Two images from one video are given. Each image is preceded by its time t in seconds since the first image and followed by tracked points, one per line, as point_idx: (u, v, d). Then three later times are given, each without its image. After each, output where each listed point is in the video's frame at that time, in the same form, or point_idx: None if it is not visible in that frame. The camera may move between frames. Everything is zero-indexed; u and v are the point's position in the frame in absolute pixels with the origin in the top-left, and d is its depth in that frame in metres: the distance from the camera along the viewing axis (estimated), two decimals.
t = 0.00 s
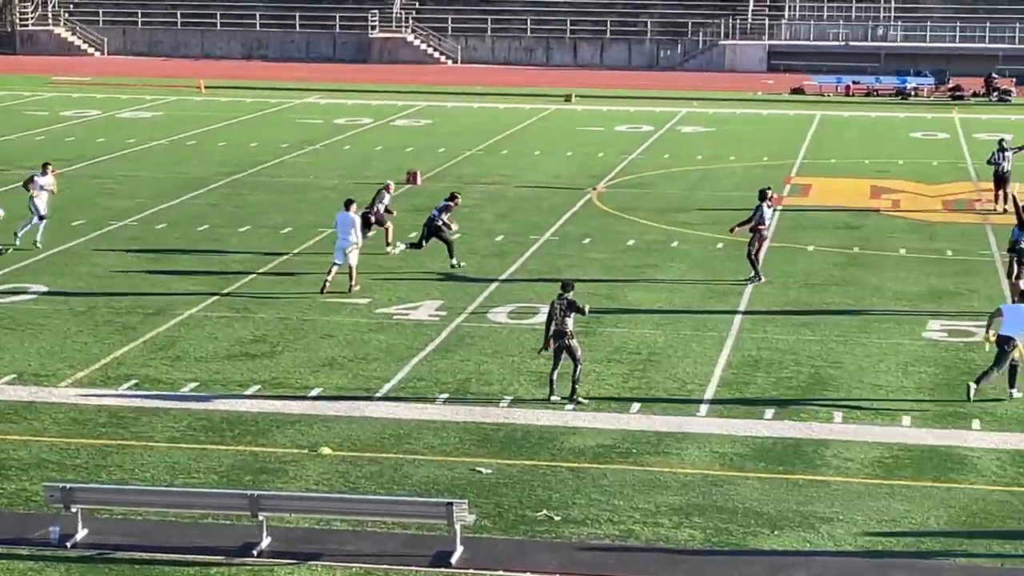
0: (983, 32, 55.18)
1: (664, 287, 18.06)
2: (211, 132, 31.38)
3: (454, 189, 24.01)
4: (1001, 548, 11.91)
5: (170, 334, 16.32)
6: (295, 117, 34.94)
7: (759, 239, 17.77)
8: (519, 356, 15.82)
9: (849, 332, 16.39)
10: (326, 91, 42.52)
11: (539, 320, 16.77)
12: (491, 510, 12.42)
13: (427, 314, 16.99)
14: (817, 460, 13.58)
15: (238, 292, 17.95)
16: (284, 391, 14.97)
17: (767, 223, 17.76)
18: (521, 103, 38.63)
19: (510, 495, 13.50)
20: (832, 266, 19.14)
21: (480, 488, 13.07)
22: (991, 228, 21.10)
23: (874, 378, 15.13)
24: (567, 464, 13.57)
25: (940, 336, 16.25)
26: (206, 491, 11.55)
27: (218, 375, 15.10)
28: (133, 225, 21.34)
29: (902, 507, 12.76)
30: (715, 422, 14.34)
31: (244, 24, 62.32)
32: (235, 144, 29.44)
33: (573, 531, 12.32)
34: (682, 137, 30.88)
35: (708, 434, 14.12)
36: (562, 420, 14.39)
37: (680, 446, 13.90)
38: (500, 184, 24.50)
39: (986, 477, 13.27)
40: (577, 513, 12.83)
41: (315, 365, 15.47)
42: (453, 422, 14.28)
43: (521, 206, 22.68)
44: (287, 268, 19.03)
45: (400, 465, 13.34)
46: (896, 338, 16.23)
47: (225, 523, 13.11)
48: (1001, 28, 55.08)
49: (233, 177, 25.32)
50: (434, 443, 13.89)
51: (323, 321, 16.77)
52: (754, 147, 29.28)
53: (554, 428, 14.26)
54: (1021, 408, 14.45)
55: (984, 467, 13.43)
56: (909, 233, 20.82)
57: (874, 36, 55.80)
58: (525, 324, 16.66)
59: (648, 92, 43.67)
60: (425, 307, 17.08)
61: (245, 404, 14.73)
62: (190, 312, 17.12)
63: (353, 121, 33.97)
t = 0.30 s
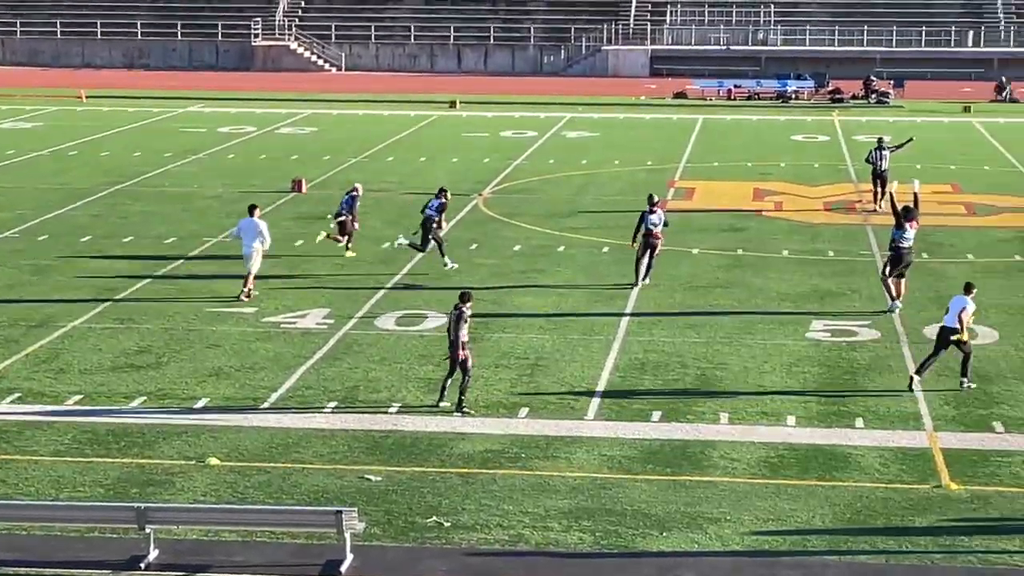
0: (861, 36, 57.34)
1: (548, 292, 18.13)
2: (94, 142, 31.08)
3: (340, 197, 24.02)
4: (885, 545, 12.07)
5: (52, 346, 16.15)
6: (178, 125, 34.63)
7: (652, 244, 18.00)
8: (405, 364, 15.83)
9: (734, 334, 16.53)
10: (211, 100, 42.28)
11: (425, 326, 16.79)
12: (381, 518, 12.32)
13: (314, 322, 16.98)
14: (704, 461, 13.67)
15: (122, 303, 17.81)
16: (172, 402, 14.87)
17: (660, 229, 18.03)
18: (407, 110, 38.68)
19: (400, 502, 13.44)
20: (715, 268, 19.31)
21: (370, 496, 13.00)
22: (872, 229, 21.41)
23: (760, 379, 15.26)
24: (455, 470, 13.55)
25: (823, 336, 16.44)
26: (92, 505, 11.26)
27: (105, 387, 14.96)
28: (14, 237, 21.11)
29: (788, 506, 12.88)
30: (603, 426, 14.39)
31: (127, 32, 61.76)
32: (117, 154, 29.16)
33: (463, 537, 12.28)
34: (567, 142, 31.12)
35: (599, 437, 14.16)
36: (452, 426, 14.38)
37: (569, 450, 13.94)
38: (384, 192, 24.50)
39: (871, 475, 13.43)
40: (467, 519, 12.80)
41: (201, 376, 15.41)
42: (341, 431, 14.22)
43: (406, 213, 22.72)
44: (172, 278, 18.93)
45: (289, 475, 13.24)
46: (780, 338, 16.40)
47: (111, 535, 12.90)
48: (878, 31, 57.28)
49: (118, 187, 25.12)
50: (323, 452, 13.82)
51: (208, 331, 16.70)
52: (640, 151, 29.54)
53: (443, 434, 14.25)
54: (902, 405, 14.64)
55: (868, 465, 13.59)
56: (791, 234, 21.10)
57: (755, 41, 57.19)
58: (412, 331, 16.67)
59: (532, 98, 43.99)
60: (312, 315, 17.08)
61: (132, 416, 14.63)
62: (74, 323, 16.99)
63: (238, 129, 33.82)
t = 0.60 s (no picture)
0: (746, 37, 60.06)
1: (438, 296, 18.10)
2: None
3: (228, 204, 23.89)
4: (778, 542, 12.16)
5: None
6: (63, 134, 34.28)
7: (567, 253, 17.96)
8: (297, 371, 15.76)
9: (625, 335, 16.58)
10: (95, 108, 42.01)
11: (315, 333, 16.73)
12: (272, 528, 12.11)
13: (203, 331, 16.87)
14: (597, 463, 13.68)
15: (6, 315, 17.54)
16: (61, 414, 14.70)
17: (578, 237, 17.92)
18: (295, 115, 38.76)
19: (294, 511, 13.29)
20: (606, 271, 19.35)
21: (263, 505, 12.84)
22: (759, 228, 21.56)
23: (652, 381, 15.29)
24: (348, 477, 13.46)
25: (713, 336, 16.52)
26: None
27: None
28: None
29: (681, 506, 12.92)
30: (494, 430, 14.35)
31: (9, 41, 63.48)
32: (6, 163, 28.78)
33: (357, 544, 12.14)
34: (456, 145, 31.24)
35: (493, 441, 14.13)
36: (345, 433, 14.30)
37: (462, 455, 13.90)
38: (272, 198, 24.39)
39: (762, 473, 13.50)
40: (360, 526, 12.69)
41: (90, 387, 15.23)
42: (233, 440, 14.10)
43: (293, 219, 22.64)
44: (59, 289, 18.70)
45: (180, 486, 13.07)
46: (671, 339, 16.46)
47: None
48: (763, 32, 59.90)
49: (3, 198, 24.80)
50: (215, 462, 13.66)
51: (95, 342, 16.52)
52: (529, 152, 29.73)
53: (335, 441, 14.17)
54: (792, 403, 14.73)
55: (760, 463, 13.66)
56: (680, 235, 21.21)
57: (642, 43, 59.92)
58: (303, 338, 16.59)
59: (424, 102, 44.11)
60: (201, 324, 16.95)
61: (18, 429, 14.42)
62: None
63: (124, 137, 33.59)
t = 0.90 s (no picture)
0: (643, 34, 58.63)
1: (338, 298, 18.10)
2: None
3: (127, 209, 23.69)
4: (680, 538, 12.23)
5: None
6: None
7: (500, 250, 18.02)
8: (198, 376, 15.68)
9: (527, 334, 16.65)
10: None
11: (216, 338, 16.66)
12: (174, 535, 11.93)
13: (102, 338, 16.77)
14: (500, 463, 13.70)
15: None
16: None
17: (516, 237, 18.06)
18: (193, 120, 38.44)
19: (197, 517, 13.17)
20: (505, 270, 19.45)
21: (164, 512, 12.71)
22: (659, 226, 21.73)
23: (554, 379, 15.34)
24: (250, 482, 13.37)
25: (614, 334, 16.62)
26: None
27: None
28: None
29: (584, 503, 12.96)
30: (398, 432, 14.33)
31: None
32: None
33: (260, 549, 12.03)
34: (354, 147, 31.16)
35: (396, 443, 14.12)
36: (247, 438, 14.24)
37: (366, 458, 13.85)
38: (171, 203, 24.21)
39: (664, 470, 13.57)
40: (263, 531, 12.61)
41: None
42: (134, 447, 13.98)
43: (191, 223, 22.51)
44: None
45: (79, 495, 12.91)
46: (573, 337, 16.52)
47: None
48: (659, 31, 58.62)
49: None
50: (116, 469, 13.51)
51: None
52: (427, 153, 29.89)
53: (236, 446, 14.10)
54: (693, 399, 14.82)
55: (661, 460, 13.73)
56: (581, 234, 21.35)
57: (538, 43, 58.03)
58: (203, 344, 16.52)
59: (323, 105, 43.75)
60: (100, 331, 16.83)
61: None
62: None
63: (16, 144, 33.06)
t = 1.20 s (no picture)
0: (551, 31, 57.79)
1: (250, 298, 18.04)
2: None
3: (34, 212, 23.41)
4: (594, 532, 12.23)
5: None
6: None
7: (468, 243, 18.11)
8: (108, 378, 15.57)
9: (439, 332, 16.67)
10: None
11: (126, 340, 16.56)
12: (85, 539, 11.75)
13: (9, 341, 16.61)
14: (414, 461, 13.66)
15: None
16: None
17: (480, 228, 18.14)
18: (98, 121, 37.96)
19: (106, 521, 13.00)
20: (417, 268, 19.48)
21: (74, 517, 12.52)
22: (571, 222, 21.93)
23: (467, 376, 15.36)
24: (161, 485, 13.24)
25: (526, 330, 16.66)
26: None
27: None
28: None
29: (499, 500, 12.94)
30: (311, 431, 14.27)
31: None
32: None
33: (173, 552, 11.88)
34: (261, 147, 31.01)
35: (309, 442, 14.05)
36: (158, 441, 14.12)
37: (279, 458, 13.76)
38: (79, 205, 23.96)
39: (578, 465, 13.59)
40: (176, 534, 12.47)
41: None
42: (44, 452, 13.84)
43: (98, 225, 22.30)
44: None
45: None
46: (485, 334, 16.57)
47: None
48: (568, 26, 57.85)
49: None
50: (26, 475, 13.33)
51: None
52: (338, 152, 29.79)
53: (147, 448, 13.98)
54: (605, 394, 14.86)
55: (575, 455, 13.75)
56: (496, 231, 21.41)
57: (447, 40, 57.37)
58: (112, 347, 16.39)
59: (234, 105, 43.32)
60: (8, 335, 16.66)
61: None
62: None
63: None
